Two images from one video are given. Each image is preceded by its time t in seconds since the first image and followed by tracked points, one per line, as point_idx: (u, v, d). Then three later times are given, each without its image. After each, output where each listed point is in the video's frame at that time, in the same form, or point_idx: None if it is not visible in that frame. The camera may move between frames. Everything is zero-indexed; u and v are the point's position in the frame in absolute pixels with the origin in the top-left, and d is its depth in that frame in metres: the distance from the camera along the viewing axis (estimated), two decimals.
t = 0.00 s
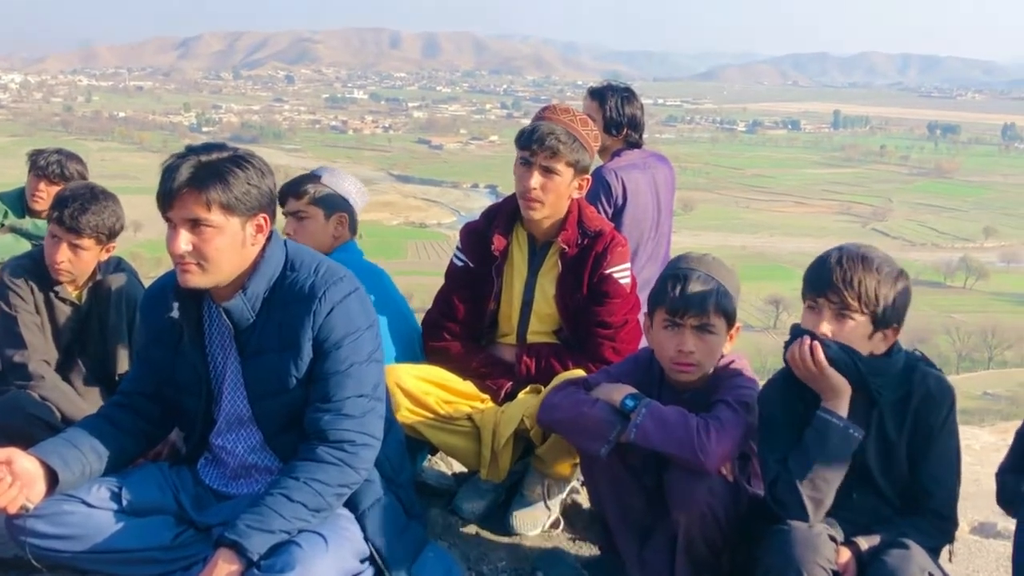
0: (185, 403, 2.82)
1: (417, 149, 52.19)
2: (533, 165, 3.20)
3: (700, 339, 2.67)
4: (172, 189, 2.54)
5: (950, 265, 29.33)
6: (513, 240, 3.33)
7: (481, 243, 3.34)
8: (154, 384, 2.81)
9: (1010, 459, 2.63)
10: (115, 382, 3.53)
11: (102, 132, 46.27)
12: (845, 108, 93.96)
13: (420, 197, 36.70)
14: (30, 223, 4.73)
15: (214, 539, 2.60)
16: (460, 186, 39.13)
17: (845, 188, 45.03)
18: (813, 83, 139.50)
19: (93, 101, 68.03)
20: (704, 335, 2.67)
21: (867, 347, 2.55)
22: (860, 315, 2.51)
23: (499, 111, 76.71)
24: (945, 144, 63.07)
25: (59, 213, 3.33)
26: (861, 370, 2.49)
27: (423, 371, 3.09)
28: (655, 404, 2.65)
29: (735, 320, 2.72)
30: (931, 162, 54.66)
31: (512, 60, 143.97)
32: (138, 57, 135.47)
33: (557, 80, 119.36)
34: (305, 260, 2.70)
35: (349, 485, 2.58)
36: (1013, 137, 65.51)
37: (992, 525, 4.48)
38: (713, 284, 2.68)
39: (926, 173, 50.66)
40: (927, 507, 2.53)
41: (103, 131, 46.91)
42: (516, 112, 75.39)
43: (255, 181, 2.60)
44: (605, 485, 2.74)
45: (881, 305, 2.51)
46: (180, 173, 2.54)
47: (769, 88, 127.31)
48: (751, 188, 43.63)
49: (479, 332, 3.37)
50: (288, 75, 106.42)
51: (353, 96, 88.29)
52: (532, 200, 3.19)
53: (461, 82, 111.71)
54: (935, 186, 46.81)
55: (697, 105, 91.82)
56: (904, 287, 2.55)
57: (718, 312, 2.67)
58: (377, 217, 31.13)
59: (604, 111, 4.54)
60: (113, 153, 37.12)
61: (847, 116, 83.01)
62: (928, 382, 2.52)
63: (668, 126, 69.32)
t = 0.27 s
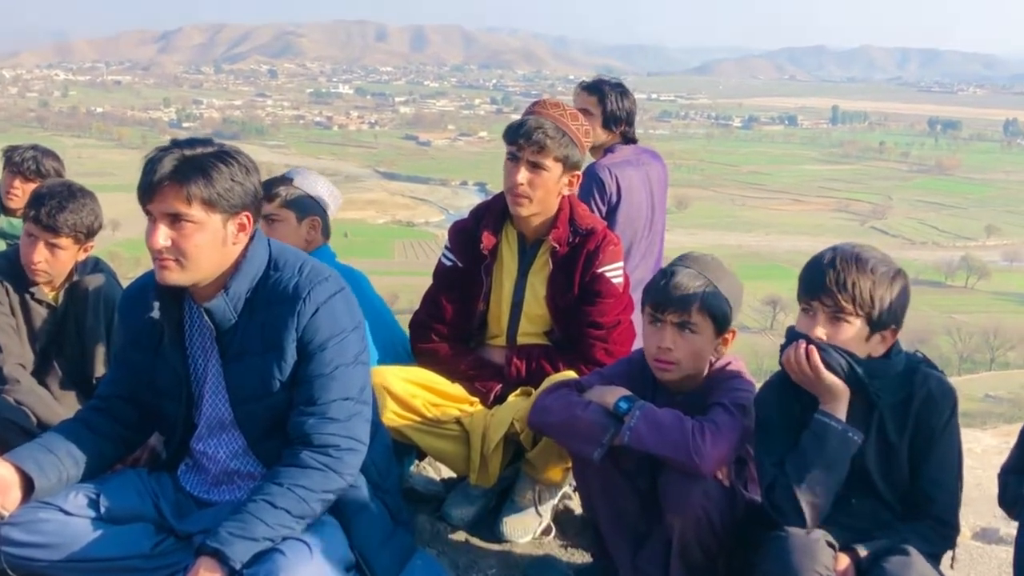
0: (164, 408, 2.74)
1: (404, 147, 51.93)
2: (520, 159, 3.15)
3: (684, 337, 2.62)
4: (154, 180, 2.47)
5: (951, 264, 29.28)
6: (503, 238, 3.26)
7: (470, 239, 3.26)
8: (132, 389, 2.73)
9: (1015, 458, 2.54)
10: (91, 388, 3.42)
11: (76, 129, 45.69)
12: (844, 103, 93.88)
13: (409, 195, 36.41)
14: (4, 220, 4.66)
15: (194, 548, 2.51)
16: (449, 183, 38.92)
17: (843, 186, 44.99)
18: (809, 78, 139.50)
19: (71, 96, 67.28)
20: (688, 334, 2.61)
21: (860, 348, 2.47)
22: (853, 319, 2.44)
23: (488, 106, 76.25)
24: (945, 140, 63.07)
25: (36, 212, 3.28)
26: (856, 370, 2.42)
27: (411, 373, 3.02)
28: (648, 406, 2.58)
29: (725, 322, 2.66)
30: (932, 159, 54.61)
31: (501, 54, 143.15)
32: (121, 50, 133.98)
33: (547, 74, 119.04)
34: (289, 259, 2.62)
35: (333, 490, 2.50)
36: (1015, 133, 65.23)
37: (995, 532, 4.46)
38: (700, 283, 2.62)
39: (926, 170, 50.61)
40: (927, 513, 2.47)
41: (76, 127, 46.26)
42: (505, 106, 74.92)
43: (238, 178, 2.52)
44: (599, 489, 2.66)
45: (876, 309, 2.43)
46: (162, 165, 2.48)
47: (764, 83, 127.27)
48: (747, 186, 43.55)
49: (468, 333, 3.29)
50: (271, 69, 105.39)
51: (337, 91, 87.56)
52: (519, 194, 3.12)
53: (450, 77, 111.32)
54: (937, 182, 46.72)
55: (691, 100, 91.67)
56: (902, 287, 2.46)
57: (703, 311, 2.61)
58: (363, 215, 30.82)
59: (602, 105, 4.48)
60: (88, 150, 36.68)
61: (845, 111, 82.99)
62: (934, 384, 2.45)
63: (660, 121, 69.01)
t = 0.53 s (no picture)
0: (148, 412, 2.68)
1: (392, 144, 51.69)
2: (507, 157, 3.12)
3: (672, 337, 2.58)
4: (136, 177, 2.42)
5: (946, 263, 29.30)
6: (493, 238, 3.21)
7: (459, 240, 3.21)
8: (115, 391, 2.67)
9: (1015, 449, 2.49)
10: (72, 390, 3.36)
11: (57, 124, 45.12)
12: (837, 100, 94.00)
13: (397, 194, 36.20)
14: None
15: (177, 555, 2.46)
16: (436, 181, 38.75)
17: (838, 184, 45.02)
18: (802, 74, 139.45)
19: (54, 92, 66.56)
20: (677, 334, 2.57)
21: (843, 349, 2.42)
22: (829, 319, 2.38)
23: (476, 103, 75.91)
24: (941, 137, 63.22)
25: (14, 210, 3.22)
26: (843, 372, 2.39)
27: (400, 376, 2.97)
28: (641, 409, 2.54)
29: (718, 321, 2.61)
30: (927, 156, 54.72)
31: (490, 50, 142.52)
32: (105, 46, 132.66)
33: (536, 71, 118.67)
34: (274, 259, 2.56)
35: (320, 494, 2.46)
36: (1010, 131, 65.33)
37: (991, 534, 4.55)
38: (691, 281, 2.59)
39: (921, 168, 50.73)
40: (926, 518, 2.43)
41: (57, 123, 45.71)
42: (494, 103, 74.57)
43: (223, 176, 2.47)
44: (591, 494, 2.62)
45: (853, 307, 2.36)
46: (146, 161, 2.43)
47: (757, 80, 127.33)
48: (740, 184, 43.55)
49: (457, 334, 3.25)
50: (254, 65, 104.39)
51: (322, 88, 86.90)
52: (506, 192, 3.08)
53: (439, 73, 110.89)
54: (933, 181, 46.83)
55: (683, 97, 91.61)
56: (886, 284, 2.40)
57: (693, 311, 2.57)
58: (350, 214, 30.57)
59: (594, 101, 4.43)
60: (70, 147, 36.25)
61: (839, 109, 83.06)
62: (934, 385, 2.41)
63: (652, 119, 68.88)
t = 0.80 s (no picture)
0: (129, 415, 2.64)
1: (378, 143, 51.45)
2: (493, 154, 3.09)
3: (661, 338, 2.54)
4: (117, 175, 2.38)
5: (939, 263, 29.30)
6: (481, 237, 3.18)
7: (447, 239, 3.17)
8: (96, 395, 2.63)
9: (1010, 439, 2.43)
10: (53, 394, 3.31)
11: (38, 122, 44.64)
12: (828, 98, 94.08)
13: (384, 193, 36.00)
14: None
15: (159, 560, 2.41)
16: (423, 179, 38.57)
17: (830, 183, 45.04)
18: (792, 71, 139.37)
19: (36, 89, 65.88)
20: (666, 336, 2.54)
21: (827, 355, 2.39)
22: (814, 325, 2.34)
23: (464, 100, 75.65)
24: (934, 135, 63.35)
25: None
26: (827, 377, 2.36)
27: (386, 377, 2.93)
28: (631, 410, 2.50)
29: (709, 321, 2.57)
30: (920, 154, 54.80)
31: (477, 47, 141.95)
32: (87, 42, 131.40)
33: (525, 68, 118.29)
34: (258, 259, 2.52)
35: (306, 498, 2.41)
36: (1004, 128, 65.30)
37: (985, 536, 4.48)
38: (682, 284, 2.55)
39: (914, 166, 50.80)
40: (919, 519, 2.40)
41: (39, 121, 45.24)
42: (482, 100, 74.27)
43: (205, 174, 2.43)
44: (580, 497, 2.58)
45: (838, 316, 2.32)
46: (126, 159, 2.38)
47: (748, 77, 127.17)
48: (731, 182, 43.53)
49: (445, 335, 3.21)
50: (238, 62, 103.48)
51: (305, 84, 86.25)
52: (493, 190, 3.05)
53: (426, 71, 110.49)
54: (925, 179, 46.90)
55: (673, 95, 91.49)
56: (876, 293, 2.36)
57: (681, 313, 2.54)
58: (336, 213, 30.36)
59: (583, 98, 4.40)
60: (51, 146, 35.84)
61: (830, 106, 83.12)
62: (926, 386, 2.38)
63: (642, 116, 68.74)
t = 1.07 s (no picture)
0: (112, 417, 2.61)
1: (364, 142, 51.30)
2: (478, 153, 3.08)
3: (649, 338, 2.53)
4: (99, 175, 2.36)
5: (928, 262, 29.39)
6: (468, 236, 3.16)
7: (434, 239, 3.16)
8: (79, 397, 2.60)
9: (1001, 432, 2.39)
10: (36, 396, 3.28)
11: (19, 121, 44.22)
12: (816, 96, 94.39)
13: (369, 192, 35.89)
14: None
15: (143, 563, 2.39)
16: (409, 179, 38.48)
17: (818, 182, 45.18)
18: (781, 70, 139.62)
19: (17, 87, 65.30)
20: (654, 334, 2.53)
21: (814, 354, 2.37)
22: (802, 322, 2.33)
23: (450, 99, 75.53)
24: (922, 134, 63.64)
25: None
26: (814, 375, 2.35)
27: (372, 379, 2.90)
28: (620, 411, 2.49)
29: (697, 320, 2.56)
30: (908, 152, 55.04)
31: (464, 45, 141.58)
32: (69, 39, 130.24)
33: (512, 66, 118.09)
34: (242, 259, 2.49)
35: (291, 501, 2.39)
36: (991, 126, 65.60)
37: (974, 536, 4.48)
38: (671, 283, 2.54)
39: (902, 164, 51.02)
40: (907, 517, 2.39)
41: (21, 120, 44.85)
42: (468, 99, 74.16)
43: (188, 175, 2.40)
44: (569, 498, 2.56)
45: (827, 314, 2.31)
46: (109, 159, 2.36)
47: (737, 75, 127.38)
48: (719, 182, 43.61)
49: (433, 335, 3.19)
50: (222, 60, 102.91)
51: (290, 83, 85.88)
52: (478, 189, 3.03)
53: (412, 69, 110.23)
54: (912, 179, 47.11)
55: (661, 93, 91.54)
56: (862, 291, 2.36)
57: (669, 312, 2.52)
58: (321, 213, 30.22)
59: (573, 97, 4.39)
60: (32, 145, 35.50)
61: (818, 105, 83.38)
62: (912, 384, 2.37)
63: (629, 115, 68.76)
